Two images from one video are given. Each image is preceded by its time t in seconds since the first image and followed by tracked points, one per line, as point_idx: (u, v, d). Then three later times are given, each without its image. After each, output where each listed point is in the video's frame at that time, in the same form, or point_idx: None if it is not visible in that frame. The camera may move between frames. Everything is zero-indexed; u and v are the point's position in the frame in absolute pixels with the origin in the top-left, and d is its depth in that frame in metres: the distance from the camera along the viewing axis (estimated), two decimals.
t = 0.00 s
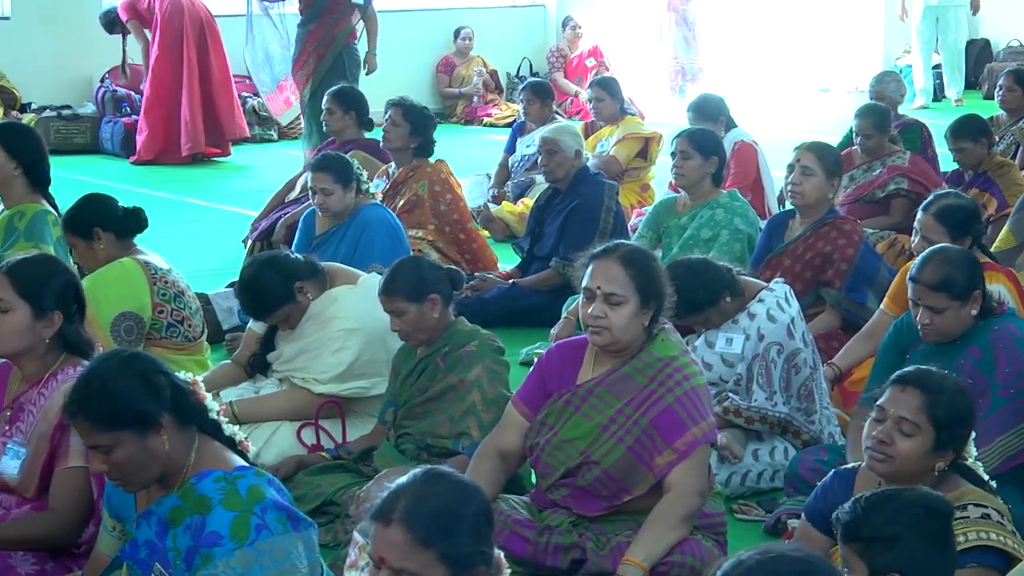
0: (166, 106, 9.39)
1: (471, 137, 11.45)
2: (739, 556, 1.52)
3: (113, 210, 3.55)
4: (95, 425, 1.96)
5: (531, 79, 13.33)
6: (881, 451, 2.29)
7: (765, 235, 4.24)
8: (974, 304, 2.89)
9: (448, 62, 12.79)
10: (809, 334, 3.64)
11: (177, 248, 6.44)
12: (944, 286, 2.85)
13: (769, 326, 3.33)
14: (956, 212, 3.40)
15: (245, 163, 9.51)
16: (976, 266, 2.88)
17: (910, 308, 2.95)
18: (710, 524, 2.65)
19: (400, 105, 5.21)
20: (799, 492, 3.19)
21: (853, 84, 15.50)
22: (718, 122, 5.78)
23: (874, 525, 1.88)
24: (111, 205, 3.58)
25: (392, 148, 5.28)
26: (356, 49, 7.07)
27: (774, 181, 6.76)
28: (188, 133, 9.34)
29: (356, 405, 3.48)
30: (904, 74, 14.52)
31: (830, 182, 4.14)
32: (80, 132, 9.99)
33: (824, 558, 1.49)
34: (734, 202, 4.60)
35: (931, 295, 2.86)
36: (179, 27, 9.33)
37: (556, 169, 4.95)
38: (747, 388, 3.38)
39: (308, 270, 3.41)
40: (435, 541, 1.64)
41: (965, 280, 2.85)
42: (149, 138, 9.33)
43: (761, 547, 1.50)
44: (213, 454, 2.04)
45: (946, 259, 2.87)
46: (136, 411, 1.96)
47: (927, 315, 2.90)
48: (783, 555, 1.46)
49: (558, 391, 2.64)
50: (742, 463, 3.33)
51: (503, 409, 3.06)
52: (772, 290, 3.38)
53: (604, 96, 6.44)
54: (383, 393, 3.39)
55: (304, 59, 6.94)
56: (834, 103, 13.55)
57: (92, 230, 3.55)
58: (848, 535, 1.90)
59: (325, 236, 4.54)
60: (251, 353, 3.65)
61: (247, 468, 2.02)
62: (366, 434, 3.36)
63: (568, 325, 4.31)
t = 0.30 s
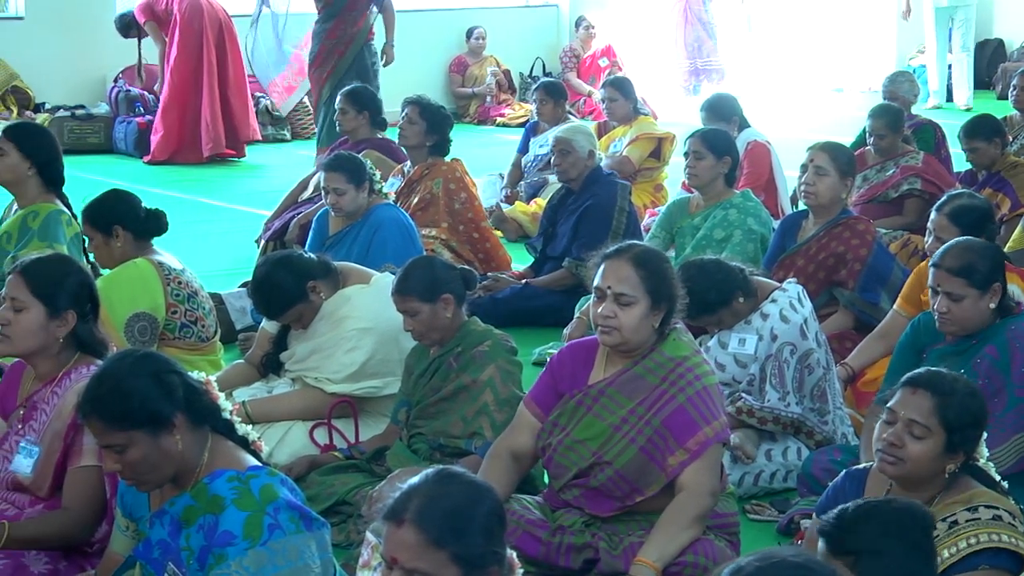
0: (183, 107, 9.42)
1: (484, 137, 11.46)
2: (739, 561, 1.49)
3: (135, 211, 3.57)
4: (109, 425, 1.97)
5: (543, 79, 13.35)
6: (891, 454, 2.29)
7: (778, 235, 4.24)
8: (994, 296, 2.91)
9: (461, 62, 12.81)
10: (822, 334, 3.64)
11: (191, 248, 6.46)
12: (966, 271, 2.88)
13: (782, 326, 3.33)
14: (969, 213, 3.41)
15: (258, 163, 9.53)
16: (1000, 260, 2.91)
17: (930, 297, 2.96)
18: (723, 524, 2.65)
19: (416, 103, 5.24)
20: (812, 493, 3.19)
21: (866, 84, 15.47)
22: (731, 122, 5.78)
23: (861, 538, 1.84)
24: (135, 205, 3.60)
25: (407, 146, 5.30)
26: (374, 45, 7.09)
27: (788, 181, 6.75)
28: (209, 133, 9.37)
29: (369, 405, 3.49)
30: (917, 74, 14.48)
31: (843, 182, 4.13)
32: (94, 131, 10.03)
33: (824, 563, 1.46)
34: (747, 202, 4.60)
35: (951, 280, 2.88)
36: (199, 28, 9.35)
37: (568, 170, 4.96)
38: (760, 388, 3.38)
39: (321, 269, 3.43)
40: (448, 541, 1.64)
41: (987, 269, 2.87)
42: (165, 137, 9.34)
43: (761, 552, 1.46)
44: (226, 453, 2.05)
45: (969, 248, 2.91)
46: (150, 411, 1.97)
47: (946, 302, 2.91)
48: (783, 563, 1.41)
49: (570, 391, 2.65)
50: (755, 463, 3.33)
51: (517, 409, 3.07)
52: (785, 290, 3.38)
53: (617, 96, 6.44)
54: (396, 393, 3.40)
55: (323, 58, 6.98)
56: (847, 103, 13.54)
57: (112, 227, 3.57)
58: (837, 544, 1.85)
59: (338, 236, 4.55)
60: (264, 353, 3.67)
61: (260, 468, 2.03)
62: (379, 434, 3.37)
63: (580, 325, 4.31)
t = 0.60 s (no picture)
0: (191, 108, 9.42)
1: (489, 137, 11.45)
2: (736, 566, 1.49)
3: (146, 211, 3.58)
4: (113, 426, 1.97)
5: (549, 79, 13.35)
6: (895, 455, 2.28)
7: (784, 235, 4.24)
8: (1005, 295, 2.92)
9: (466, 62, 12.81)
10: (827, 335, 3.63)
11: (198, 247, 6.47)
12: (978, 267, 2.89)
13: (787, 326, 3.32)
14: (975, 215, 3.40)
15: (264, 163, 9.52)
16: (1011, 259, 2.92)
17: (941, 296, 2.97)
18: (728, 524, 2.65)
19: (419, 104, 5.23)
20: (818, 493, 3.18)
21: (872, 84, 15.45)
22: (737, 122, 5.77)
23: (887, 528, 1.86)
24: (145, 204, 3.61)
25: (411, 146, 5.30)
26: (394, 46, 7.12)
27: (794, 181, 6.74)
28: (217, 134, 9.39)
29: (374, 405, 3.49)
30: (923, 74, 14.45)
31: (849, 182, 4.13)
32: (100, 131, 10.04)
33: (823, 566, 1.46)
34: (752, 202, 4.59)
35: (963, 275, 2.89)
36: (207, 28, 9.37)
37: (573, 170, 4.96)
38: (765, 389, 3.37)
39: (326, 269, 3.43)
40: (453, 541, 1.64)
41: (998, 266, 2.89)
42: (172, 137, 9.35)
43: (758, 558, 1.46)
44: (231, 454, 2.05)
45: (980, 245, 2.93)
46: (155, 411, 1.97)
47: (956, 298, 2.91)
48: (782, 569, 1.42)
49: (574, 392, 2.65)
50: (760, 463, 3.32)
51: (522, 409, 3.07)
52: (790, 291, 3.38)
53: (623, 97, 6.43)
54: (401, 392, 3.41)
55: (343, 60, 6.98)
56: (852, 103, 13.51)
57: (121, 226, 3.57)
58: (874, 535, 1.86)
59: (343, 236, 4.55)
60: (269, 353, 3.66)
61: (265, 468, 2.03)
62: (384, 434, 3.37)
63: (585, 325, 4.32)
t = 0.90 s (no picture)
0: (201, 108, 9.44)
1: (499, 137, 11.45)
2: (746, 566, 1.49)
3: (155, 211, 3.59)
4: (124, 426, 1.98)
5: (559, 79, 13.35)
6: (911, 453, 2.27)
7: (794, 235, 4.23)
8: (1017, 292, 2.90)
9: (477, 61, 12.82)
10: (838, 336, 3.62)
11: (208, 247, 6.48)
12: (990, 262, 2.89)
13: (798, 327, 3.32)
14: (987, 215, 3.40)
15: (276, 163, 9.53)
16: None
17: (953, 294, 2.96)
18: (738, 524, 2.65)
19: (427, 105, 5.23)
20: (828, 494, 3.18)
21: (883, 84, 15.41)
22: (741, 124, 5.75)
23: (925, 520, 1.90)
24: (154, 204, 3.62)
25: (421, 148, 5.31)
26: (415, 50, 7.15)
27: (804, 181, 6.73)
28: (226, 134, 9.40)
29: (384, 404, 3.49)
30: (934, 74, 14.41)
31: (859, 182, 4.12)
32: (111, 131, 10.07)
33: (834, 567, 1.46)
34: (763, 203, 4.58)
35: (975, 269, 2.89)
36: (218, 28, 9.39)
37: (583, 171, 4.96)
38: (776, 389, 3.37)
39: (336, 269, 3.43)
40: (462, 541, 1.64)
41: (1011, 262, 2.89)
42: (182, 136, 9.38)
43: (768, 559, 1.46)
44: (241, 453, 2.06)
45: (992, 242, 2.93)
46: (165, 411, 1.98)
47: (968, 293, 2.91)
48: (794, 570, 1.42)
49: (585, 393, 2.65)
50: (771, 464, 3.32)
51: (531, 409, 3.07)
52: (801, 291, 3.37)
53: (633, 96, 6.41)
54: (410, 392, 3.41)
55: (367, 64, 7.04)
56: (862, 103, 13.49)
57: (131, 226, 3.58)
58: (914, 525, 1.89)
59: (353, 236, 4.56)
60: (280, 352, 3.67)
61: (276, 467, 2.04)
62: (394, 433, 3.38)
63: (595, 325, 4.32)
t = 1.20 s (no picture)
0: (216, 108, 9.49)
1: (514, 137, 11.47)
2: (762, 566, 1.49)
3: (169, 211, 3.60)
4: (139, 425, 1.99)
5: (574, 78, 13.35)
6: (924, 456, 2.27)
7: (810, 235, 4.22)
8: None
9: (492, 61, 12.84)
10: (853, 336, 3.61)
11: (223, 246, 6.51)
12: (1006, 261, 2.89)
13: (813, 327, 3.32)
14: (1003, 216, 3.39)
15: (291, 163, 9.54)
16: None
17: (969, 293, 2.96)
18: (753, 525, 2.65)
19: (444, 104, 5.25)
20: (844, 495, 3.18)
21: (898, 83, 15.37)
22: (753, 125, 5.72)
23: (951, 523, 1.90)
24: (168, 204, 3.63)
25: (437, 148, 5.33)
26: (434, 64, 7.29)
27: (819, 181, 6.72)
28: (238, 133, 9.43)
29: (399, 404, 3.50)
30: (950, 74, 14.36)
31: (874, 182, 4.11)
32: (127, 131, 10.11)
33: (851, 567, 1.46)
34: (778, 203, 4.58)
35: (989, 268, 2.89)
36: (232, 28, 9.42)
37: (598, 171, 4.97)
38: (791, 390, 3.37)
39: (351, 268, 3.44)
40: (477, 541, 1.65)
41: None
42: (196, 135, 9.43)
43: (786, 557, 1.47)
44: (257, 453, 2.07)
45: (1008, 241, 2.92)
46: (180, 410, 1.99)
47: (982, 292, 2.90)
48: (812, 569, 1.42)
49: (601, 393, 2.65)
50: (786, 464, 3.32)
51: (546, 408, 3.07)
52: (816, 291, 3.37)
53: (648, 96, 6.40)
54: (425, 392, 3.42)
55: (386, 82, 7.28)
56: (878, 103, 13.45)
57: (146, 226, 3.60)
58: (936, 528, 1.89)
59: (368, 235, 4.57)
60: (294, 352, 3.68)
61: (291, 467, 2.05)
62: (409, 433, 3.39)
63: (610, 325, 4.32)
